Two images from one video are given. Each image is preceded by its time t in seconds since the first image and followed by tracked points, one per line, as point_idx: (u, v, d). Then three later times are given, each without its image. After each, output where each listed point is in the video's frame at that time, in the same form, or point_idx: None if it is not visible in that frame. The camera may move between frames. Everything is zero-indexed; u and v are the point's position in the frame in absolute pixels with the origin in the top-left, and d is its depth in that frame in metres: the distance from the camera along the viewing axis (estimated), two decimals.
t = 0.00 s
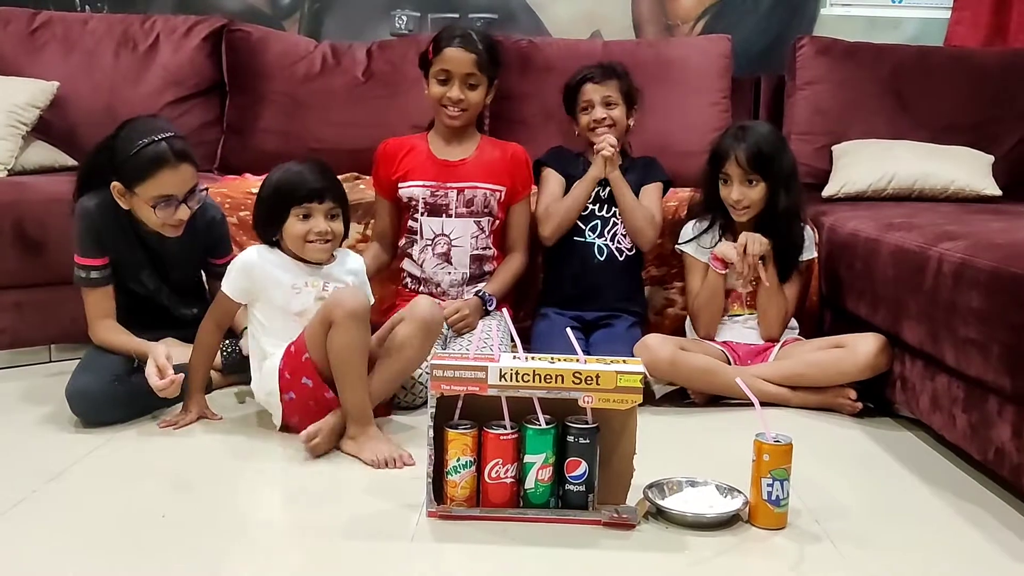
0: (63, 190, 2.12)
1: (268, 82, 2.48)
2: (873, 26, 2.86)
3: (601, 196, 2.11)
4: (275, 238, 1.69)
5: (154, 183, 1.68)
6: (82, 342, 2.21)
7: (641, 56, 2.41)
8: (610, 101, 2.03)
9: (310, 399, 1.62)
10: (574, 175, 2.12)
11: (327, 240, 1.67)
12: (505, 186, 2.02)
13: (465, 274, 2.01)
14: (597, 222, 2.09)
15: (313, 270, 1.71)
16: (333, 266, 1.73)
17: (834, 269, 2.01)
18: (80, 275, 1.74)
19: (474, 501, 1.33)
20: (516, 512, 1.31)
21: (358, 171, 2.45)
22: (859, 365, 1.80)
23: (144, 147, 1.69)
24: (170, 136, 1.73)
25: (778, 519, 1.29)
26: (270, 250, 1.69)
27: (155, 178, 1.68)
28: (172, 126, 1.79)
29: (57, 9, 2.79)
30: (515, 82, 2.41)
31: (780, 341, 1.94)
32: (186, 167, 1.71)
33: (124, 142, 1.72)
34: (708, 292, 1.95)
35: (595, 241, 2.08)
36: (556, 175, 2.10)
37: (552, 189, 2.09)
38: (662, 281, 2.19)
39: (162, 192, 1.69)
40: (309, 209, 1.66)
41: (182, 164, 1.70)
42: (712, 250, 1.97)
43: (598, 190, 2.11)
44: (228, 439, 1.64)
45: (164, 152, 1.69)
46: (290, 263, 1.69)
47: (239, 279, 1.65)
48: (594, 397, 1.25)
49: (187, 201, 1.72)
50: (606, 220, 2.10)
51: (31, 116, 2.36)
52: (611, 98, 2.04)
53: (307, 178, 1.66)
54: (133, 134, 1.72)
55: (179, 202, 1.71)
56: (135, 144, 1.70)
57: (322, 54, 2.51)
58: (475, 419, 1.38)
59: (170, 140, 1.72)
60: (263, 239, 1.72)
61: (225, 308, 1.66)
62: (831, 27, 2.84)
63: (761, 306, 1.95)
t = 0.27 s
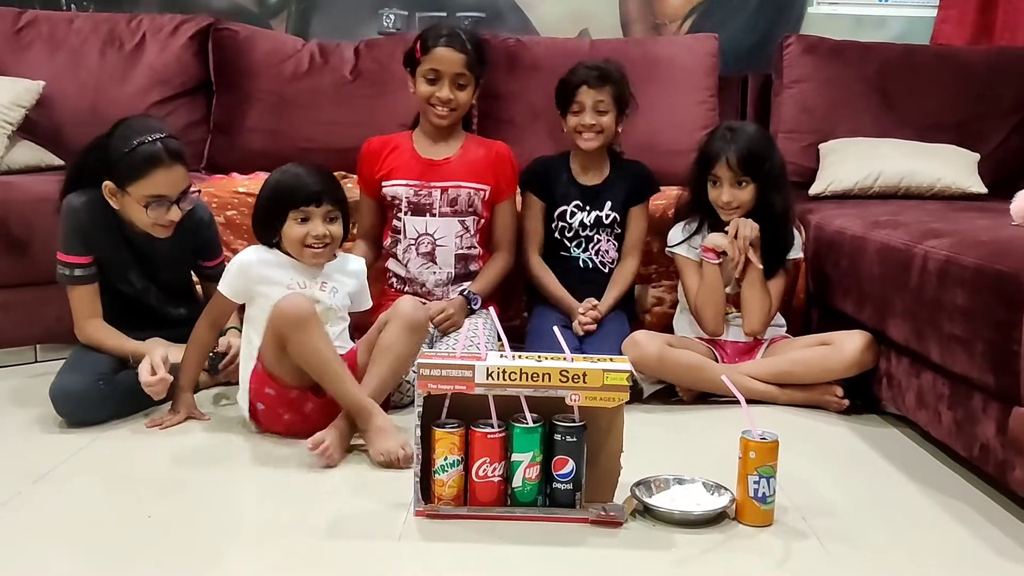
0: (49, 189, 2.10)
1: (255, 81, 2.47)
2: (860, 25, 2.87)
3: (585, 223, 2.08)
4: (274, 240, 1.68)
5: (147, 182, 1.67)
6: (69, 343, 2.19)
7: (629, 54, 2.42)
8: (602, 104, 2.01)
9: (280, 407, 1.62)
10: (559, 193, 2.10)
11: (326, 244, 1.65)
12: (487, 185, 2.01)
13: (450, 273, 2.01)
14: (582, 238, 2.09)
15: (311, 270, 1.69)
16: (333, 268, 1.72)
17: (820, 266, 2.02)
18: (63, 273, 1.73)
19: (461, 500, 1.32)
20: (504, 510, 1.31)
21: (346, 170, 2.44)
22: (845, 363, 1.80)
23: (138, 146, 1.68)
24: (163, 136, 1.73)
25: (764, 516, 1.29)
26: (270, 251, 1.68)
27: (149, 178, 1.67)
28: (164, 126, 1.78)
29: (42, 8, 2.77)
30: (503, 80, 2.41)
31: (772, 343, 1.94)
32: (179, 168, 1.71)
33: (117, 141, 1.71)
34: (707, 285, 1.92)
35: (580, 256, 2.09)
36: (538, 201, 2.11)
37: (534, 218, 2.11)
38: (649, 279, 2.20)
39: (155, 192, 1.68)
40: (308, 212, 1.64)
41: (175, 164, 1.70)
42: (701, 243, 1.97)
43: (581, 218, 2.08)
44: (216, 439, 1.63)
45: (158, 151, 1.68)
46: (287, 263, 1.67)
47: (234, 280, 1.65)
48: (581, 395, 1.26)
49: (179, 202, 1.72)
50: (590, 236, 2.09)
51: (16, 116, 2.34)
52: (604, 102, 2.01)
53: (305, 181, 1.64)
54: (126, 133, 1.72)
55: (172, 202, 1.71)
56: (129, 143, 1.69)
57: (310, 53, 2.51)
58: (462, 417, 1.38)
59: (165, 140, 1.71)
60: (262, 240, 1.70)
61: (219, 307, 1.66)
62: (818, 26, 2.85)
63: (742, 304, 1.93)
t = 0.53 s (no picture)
0: (41, 190, 2.09)
1: (248, 80, 2.46)
2: (853, 23, 2.87)
3: (574, 210, 2.08)
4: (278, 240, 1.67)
5: (150, 179, 1.67)
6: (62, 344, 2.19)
7: (622, 54, 2.41)
8: (590, 109, 1.99)
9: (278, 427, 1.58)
10: (551, 180, 2.10)
11: (332, 243, 1.65)
12: (480, 183, 2.01)
13: (442, 272, 2.01)
14: (569, 231, 2.10)
15: (312, 272, 1.68)
16: (334, 271, 1.70)
17: (814, 265, 2.02)
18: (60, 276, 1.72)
19: (456, 500, 1.32)
20: (499, 511, 1.30)
21: (340, 170, 2.44)
22: (840, 362, 1.80)
23: (142, 143, 1.68)
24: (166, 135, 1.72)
25: (760, 515, 1.29)
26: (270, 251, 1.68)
27: (154, 174, 1.67)
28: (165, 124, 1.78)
29: (34, 8, 2.76)
30: (497, 80, 2.41)
31: (766, 344, 1.94)
32: (182, 165, 1.70)
33: (120, 138, 1.71)
34: (700, 287, 1.92)
35: (569, 250, 2.09)
36: (531, 186, 2.09)
37: (529, 202, 2.09)
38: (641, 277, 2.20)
39: (158, 189, 1.68)
40: (317, 211, 1.63)
41: (179, 162, 1.70)
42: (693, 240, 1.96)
43: (571, 205, 2.09)
44: (210, 440, 1.62)
45: (162, 149, 1.68)
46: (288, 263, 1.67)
47: (231, 279, 1.64)
48: (576, 395, 1.25)
49: (180, 200, 1.71)
50: (577, 228, 2.09)
51: (8, 116, 2.33)
52: (591, 106, 1.99)
53: (315, 181, 1.64)
54: (128, 130, 1.71)
55: (174, 200, 1.71)
56: (131, 140, 1.69)
57: (303, 52, 2.50)
58: (457, 417, 1.37)
59: (168, 137, 1.71)
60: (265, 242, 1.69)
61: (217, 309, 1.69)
62: (811, 25, 2.86)
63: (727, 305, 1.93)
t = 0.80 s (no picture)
0: (38, 187, 2.08)
1: (246, 76, 2.45)
2: (853, 18, 2.87)
3: (575, 202, 2.07)
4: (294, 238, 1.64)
5: (151, 175, 1.66)
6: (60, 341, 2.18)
7: (621, 49, 2.41)
8: (568, 87, 2.01)
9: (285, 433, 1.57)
10: (549, 173, 2.08)
11: (350, 245, 1.62)
12: (479, 180, 2.01)
13: (440, 269, 2.00)
14: (572, 225, 2.08)
15: (326, 277, 1.67)
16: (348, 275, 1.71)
17: (815, 260, 2.02)
18: (62, 271, 1.71)
19: (457, 497, 1.32)
20: (499, 507, 1.30)
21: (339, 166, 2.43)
22: (842, 358, 1.80)
23: (144, 139, 1.67)
24: (169, 130, 1.71)
25: (762, 511, 1.29)
26: (286, 253, 1.65)
27: (155, 170, 1.66)
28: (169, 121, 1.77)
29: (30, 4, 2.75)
30: (496, 75, 2.40)
31: (767, 340, 1.93)
32: (185, 162, 1.69)
33: (123, 134, 1.70)
34: (697, 278, 1.92)
35: (570, 245, 2.09)
36: (531, 180, 2.09)
37: (527, 198, 2.08)
38: (640, 273, 2.19)
39: (160, 185, 1.67)
40: (334, 212, 1.61)
41: (182, 159, 1.69)
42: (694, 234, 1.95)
43: (572, 196, 2.07)
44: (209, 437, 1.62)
45: (164, 146, 1.67)
46: (305, 268, 1.65)
47: (248, 282, 1.61)
48: (577, 391, 1.25)
49: (183, 196, 1.70)
50: (579, 223, 2.08)
51: (5, 112, 2.32)
52: (569, 84, 2.01)
53: (332, 181, 1.61)
54: (131, 127, 1.71)
55: (175, 198, 1.69)
56: (134, 137, 1.68)
57: (301, 48, 2.49)
58: (457, 413, 1.37)
59: (171, 133, 1.70)
60: (279, 239, 1.66)
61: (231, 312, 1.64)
62: (811, 19, 2.85)
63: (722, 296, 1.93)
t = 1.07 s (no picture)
0: (35, 180, 2.07)
1: (244, 69, 2.44)
2: (855, 9, 2.85)
3: (576, 194, 2.06)
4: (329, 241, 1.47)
5: (148, 164, 1.65)
6: (58, 335, 2.17)
7: (622, 40, 2.39)
8: (585, 84, 1.99)
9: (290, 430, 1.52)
10: (550, 165, 2.08)
11: (390, 254, 1.45)
12: (479, 173, 2.00)
13: (441, 262, 1.99)
14: (573, 218, 2.08)
15: (363, 286, 1.53)
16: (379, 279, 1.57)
17: (817, 252, 2.00)
18: (60, 260, 1.70)
19: (457, 491, 1.31)
20: (500, 501, 1.29)
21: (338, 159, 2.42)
22: (843, 351, 1.79)
23: (140, 129, 1.65)
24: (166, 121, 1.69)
25: (765, 505, 1.28)
26: (327, 256, 1.48)
27: (150, 159, 1.64)
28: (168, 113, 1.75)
29: None
30: (495, 67, 2.39)
31: (767, 334, 1.92)
32: (183, 152, 1.67)
33: (120, 123, 1.69)
34: (699, 268, 1.90)
35: (572, 240, 2.08)
36: (529, 173, 2.08)
37: (525, 193, 2.07)
38: (642, 266, 2.17)
39: (155, 175, 1.65)
40: (373, 217, 1.43)
41: (178, 149, 1.66)
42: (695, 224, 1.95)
43: (572, 188, 2.06)
44: (208, 431, 1.61)
45: (161, 135, 1.65)
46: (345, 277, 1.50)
47: (286, 284, 1.42)
48: (577, 384, 1.24)
49: (179, 186, 1.68)
50: (580, 215, 2.08)
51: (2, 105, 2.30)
52: (585, 81, 1.99)
53: (372, 181, 1.42)
54: (130, 116, 1.69)
55: (172, 187, 1.67)
56: (131, 126, 1.67)
57: (300, 40, 2.48)
58: (457, 407, 1.36)
59: (167, 123, 1.68)
60: (312, 240, 1.48)
61: (264, 311, 1.42)
62: (812, 12, 2.84)
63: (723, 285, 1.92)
